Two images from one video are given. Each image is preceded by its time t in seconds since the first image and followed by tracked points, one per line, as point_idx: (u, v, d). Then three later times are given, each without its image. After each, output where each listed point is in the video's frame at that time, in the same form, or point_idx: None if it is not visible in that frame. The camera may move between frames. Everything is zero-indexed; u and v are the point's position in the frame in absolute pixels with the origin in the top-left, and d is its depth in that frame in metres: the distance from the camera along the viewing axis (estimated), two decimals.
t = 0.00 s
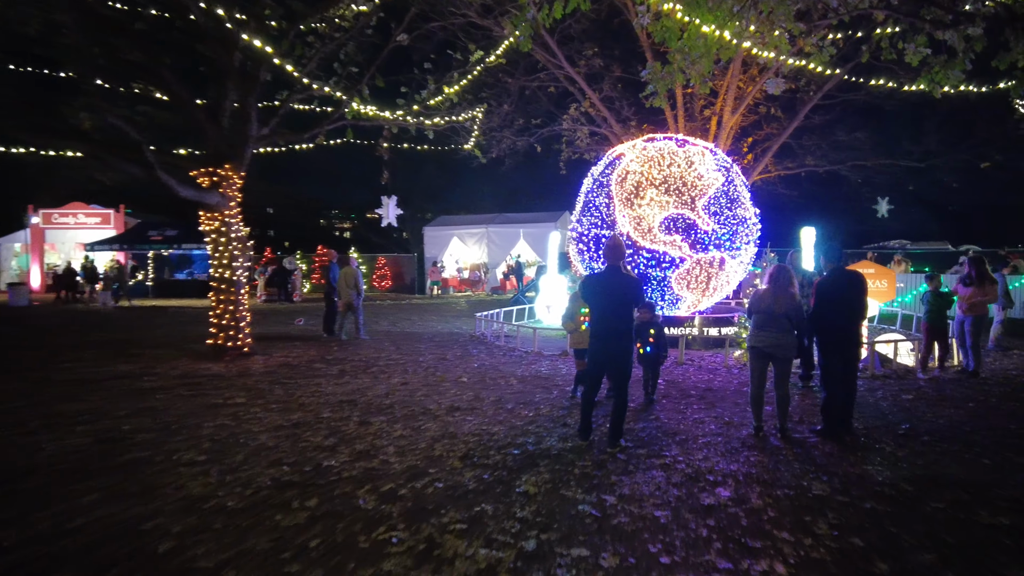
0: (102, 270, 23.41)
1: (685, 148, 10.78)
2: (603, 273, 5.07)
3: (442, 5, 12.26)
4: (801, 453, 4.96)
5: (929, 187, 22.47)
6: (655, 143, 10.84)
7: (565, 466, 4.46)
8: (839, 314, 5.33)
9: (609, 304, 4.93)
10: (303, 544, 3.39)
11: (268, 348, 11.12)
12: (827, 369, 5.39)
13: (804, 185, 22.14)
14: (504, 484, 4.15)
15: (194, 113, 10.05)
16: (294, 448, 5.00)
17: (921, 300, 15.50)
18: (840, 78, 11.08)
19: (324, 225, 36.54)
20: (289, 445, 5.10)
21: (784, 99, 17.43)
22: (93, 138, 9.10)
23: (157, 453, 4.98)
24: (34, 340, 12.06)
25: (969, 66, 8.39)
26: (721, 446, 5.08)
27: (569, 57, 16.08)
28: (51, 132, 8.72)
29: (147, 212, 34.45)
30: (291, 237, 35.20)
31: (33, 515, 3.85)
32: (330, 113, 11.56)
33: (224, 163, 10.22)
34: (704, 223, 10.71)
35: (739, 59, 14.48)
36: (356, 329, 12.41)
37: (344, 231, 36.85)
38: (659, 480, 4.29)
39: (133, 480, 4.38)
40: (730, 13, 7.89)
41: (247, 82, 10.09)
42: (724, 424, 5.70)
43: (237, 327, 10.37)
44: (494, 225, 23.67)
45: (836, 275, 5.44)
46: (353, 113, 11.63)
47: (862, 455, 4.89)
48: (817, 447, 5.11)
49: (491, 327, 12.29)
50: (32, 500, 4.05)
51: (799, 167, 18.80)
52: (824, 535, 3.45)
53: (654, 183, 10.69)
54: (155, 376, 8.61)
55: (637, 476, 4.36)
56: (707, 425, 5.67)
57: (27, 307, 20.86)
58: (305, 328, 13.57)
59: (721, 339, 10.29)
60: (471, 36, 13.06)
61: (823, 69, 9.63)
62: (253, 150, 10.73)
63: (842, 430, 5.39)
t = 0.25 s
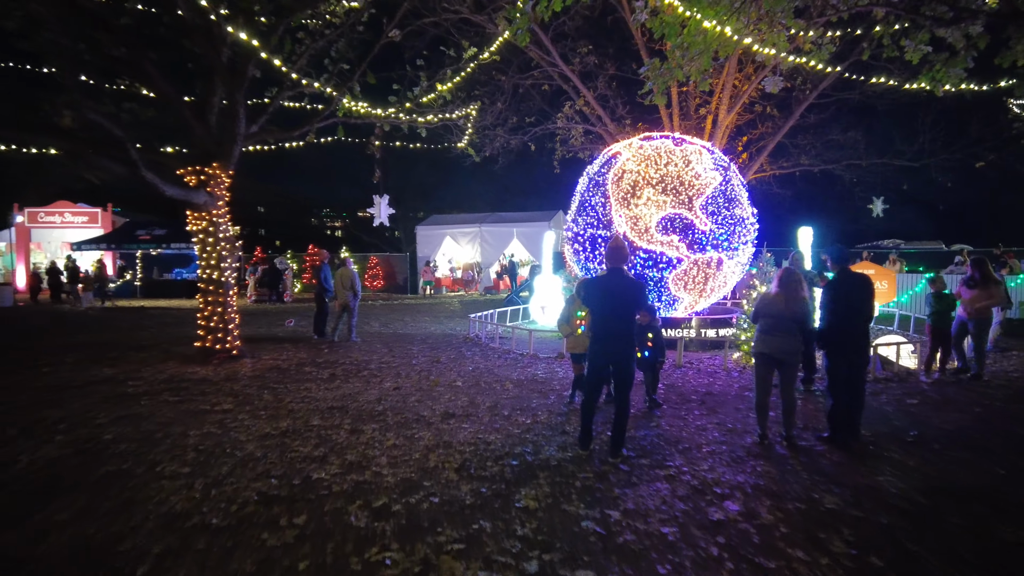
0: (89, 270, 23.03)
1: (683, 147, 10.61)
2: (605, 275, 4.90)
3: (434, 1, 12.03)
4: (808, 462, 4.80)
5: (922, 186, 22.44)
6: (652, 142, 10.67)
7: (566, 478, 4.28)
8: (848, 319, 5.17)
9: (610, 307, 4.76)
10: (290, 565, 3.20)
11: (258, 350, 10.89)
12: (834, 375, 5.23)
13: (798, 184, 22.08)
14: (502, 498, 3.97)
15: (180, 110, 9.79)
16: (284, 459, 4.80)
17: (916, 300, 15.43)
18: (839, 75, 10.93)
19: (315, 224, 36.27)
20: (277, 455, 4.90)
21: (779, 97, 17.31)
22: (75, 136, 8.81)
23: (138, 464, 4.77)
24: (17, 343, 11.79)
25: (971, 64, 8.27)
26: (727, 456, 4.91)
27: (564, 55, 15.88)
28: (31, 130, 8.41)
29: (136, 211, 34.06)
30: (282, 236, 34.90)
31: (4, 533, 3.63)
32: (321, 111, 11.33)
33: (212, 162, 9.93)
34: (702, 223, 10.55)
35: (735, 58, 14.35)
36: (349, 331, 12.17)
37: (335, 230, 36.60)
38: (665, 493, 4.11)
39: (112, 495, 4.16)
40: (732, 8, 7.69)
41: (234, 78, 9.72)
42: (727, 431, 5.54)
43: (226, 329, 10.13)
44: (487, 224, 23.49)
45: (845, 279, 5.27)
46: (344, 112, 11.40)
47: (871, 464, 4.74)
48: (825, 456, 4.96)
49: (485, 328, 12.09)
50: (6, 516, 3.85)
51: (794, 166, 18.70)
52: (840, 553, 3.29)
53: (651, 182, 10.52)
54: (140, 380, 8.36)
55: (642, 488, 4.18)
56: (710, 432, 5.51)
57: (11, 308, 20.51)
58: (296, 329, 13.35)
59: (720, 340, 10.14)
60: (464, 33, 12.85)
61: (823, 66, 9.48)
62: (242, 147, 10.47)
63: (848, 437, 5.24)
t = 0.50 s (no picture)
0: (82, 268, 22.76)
1: (686, 143, 10.44)
2: (614, 274, 4.73)
3: None
4: (823, 467, 4.63)
5: (923, 184, 22.30)
6: (655, 138, 10.48)
7: (574, 485, 4.11)
8: (864, 319, 4.99)
9: (619, 308, 4.58)
10: None
11: (253, 349, 10.68)
12: (848, 377, 5.07)
13: (798, 181, 21.95)
14: (508, 506, 3.79)
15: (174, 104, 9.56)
16: (279, 464, 4.61)
17: (919, 299, 15.27)
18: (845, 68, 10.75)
19: (312, 221, 36.02)
20: (272, 460, 4.71)
21: (781, 94, 17.15)
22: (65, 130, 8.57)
23: (127, 469, 4.57)
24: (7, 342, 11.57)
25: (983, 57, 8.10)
26: (740, 461, 4.74)
27: (563, 50, 15.67)
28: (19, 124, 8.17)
29: (130, 208, 33.77)
30: (278, 234, 34.65)
31: None
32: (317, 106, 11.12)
33: (206, 158, 9.72)
34: (706, 221, 10.38)
35: (737, 54, 14.18)
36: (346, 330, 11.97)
37: (331, 227, 36.36)
38: (678, 501, 3.94)
39: (99, 504, 3.97)
40: None
41: (228, 72, 9.47)
42: (738, 435, 5.37)
43: (221, 328, 9.91)
44: (485, 221, 23.31)
45: (860, 278, 5.10)
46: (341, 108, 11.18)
47: (888, 469, 4.58)
48: (840, 461, 4.79)
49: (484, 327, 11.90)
50: None
51: (794, 164, 18.56)
52: (866, 567, 3.12)
53: (654, 178, 10.34)
54: (132, 381, 8.16)
55: (654, 495, 4.01)
56: (721, 436, 5.34)
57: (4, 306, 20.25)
58: (292, 328, 13.15)
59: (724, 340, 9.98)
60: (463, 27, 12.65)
61: (830, 60, 9.30)
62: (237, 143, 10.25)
63: (863, 440, 5.08)
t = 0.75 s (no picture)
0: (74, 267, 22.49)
1: (689, 140, 10.26)
2: (625, 273, 4.55)
3: None
4: (841, 474, 4.47)
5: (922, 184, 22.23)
6: (657, 135, 10.31)
7: (585, 494, 3.93)
8: (882, 321, 4.82)
9: (631, 309, 4.41)
10: None
11: (248, 350, 10.46)
12: (864, 380, 4.89)
13: (797, 181, 21.84)
14: (518, 517, 3.62)
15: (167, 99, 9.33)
16: (276, 472, 4.42)
17: (920, 299, 15.21)
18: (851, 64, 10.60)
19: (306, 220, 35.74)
20: (268, 467, 4.52)
21: (782, 92, 17.01)
22: (54, 125, 8.33)
23: (117, 477, 4.37)
24: None
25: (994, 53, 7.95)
26: (756, 468, 4.57)
27: (563, 47, 15.47)
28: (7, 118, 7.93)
29: (124, 206, 33.43)
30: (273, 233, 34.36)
31: None
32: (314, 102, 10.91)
33: (200, 154, 9.49)
34: (709, 219, 10.21)
35: (739, 51, 14.02)
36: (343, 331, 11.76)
37: (326, 226, 36.10)
38: (695, 511, 3.77)
39: (87, 514, 3.77)
40: None
41: (223, 67, 9.23)
42: (750, 440, 5.19)
43: (215, 328, 9.69)
44: (482, 220, 23.11)
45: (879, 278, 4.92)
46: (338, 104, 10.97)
47: (909, 476, 4.42)
48: (858, 467, 4.62)
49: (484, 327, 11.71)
50: None
51: (794, 163, 18.43)
52: None
53: (656, 177, 10.17)
54: (124, 382, 7.94)
55: (670, 505, 3.84)
56: (732, 441, 5.16)
57: None
58: (287, 328, 12.92)
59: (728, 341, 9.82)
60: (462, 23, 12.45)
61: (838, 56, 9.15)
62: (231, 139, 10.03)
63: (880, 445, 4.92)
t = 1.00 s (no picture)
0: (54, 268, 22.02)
1: (684, 141, 10.11)
2: (630, 278, 4.36)
3: None
4: (853, 485, 4.32)
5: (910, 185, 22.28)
6: (652, 135, 10.14)
7: (590, 510, 3.73)
8: (894, 326, 4.66)
9: (637, 315, 4.22)
10: None
11: (233, 354, 10.18)
12: (872, 387, 4.74)
13: (787, 182, 21.82)
14: (522, 536, 3.42)
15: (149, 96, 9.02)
16: (264, 487, 4.19)
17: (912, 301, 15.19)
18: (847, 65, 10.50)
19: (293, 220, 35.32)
20: (256, 481, 4.29)
21: (773, 93, 16.94)
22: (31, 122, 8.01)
23: (94, 494, 4.12)
24: None
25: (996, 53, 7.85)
26: (766, 479, 4.40)
27: (554, 46, 15.29)
28: None
29: (106, 206, 32.85)
30: (258, 234, 33.90)
31: None
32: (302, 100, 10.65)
33: (184, 153, 9.19)
34: (705, 221, 10.07)
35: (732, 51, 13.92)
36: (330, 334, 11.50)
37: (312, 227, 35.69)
38: (707, 527, 3.59)
39: (61, 536, 3.52)
40: None
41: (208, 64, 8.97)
42: (756, 448, 5.04)
43: (199, 332, 9.43)
44: (472, 221, 22.88)
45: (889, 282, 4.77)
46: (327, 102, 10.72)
47: (923, 487, 4.28)
48: (869, 477, 4.47)
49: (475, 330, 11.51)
50: None
51: (785, 164, 18.39)
52: None
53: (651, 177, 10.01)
54: (104, 389, 7.66)
55: (680, 521, 3.66)
56: (738, 450, 5.00)
57: None
58: (274, 331, 12.62)
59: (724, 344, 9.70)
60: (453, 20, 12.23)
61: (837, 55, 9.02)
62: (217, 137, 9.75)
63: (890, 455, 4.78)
